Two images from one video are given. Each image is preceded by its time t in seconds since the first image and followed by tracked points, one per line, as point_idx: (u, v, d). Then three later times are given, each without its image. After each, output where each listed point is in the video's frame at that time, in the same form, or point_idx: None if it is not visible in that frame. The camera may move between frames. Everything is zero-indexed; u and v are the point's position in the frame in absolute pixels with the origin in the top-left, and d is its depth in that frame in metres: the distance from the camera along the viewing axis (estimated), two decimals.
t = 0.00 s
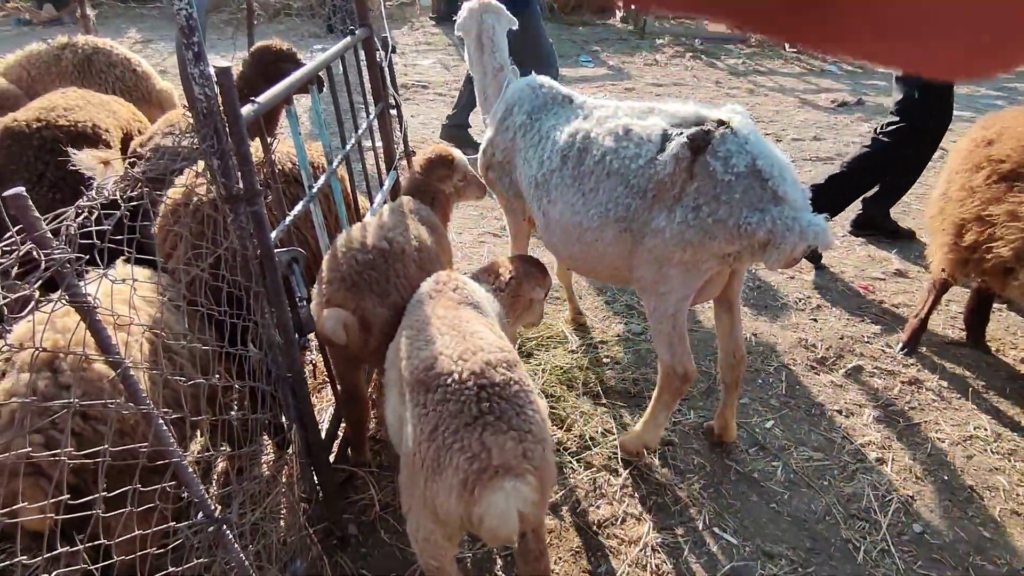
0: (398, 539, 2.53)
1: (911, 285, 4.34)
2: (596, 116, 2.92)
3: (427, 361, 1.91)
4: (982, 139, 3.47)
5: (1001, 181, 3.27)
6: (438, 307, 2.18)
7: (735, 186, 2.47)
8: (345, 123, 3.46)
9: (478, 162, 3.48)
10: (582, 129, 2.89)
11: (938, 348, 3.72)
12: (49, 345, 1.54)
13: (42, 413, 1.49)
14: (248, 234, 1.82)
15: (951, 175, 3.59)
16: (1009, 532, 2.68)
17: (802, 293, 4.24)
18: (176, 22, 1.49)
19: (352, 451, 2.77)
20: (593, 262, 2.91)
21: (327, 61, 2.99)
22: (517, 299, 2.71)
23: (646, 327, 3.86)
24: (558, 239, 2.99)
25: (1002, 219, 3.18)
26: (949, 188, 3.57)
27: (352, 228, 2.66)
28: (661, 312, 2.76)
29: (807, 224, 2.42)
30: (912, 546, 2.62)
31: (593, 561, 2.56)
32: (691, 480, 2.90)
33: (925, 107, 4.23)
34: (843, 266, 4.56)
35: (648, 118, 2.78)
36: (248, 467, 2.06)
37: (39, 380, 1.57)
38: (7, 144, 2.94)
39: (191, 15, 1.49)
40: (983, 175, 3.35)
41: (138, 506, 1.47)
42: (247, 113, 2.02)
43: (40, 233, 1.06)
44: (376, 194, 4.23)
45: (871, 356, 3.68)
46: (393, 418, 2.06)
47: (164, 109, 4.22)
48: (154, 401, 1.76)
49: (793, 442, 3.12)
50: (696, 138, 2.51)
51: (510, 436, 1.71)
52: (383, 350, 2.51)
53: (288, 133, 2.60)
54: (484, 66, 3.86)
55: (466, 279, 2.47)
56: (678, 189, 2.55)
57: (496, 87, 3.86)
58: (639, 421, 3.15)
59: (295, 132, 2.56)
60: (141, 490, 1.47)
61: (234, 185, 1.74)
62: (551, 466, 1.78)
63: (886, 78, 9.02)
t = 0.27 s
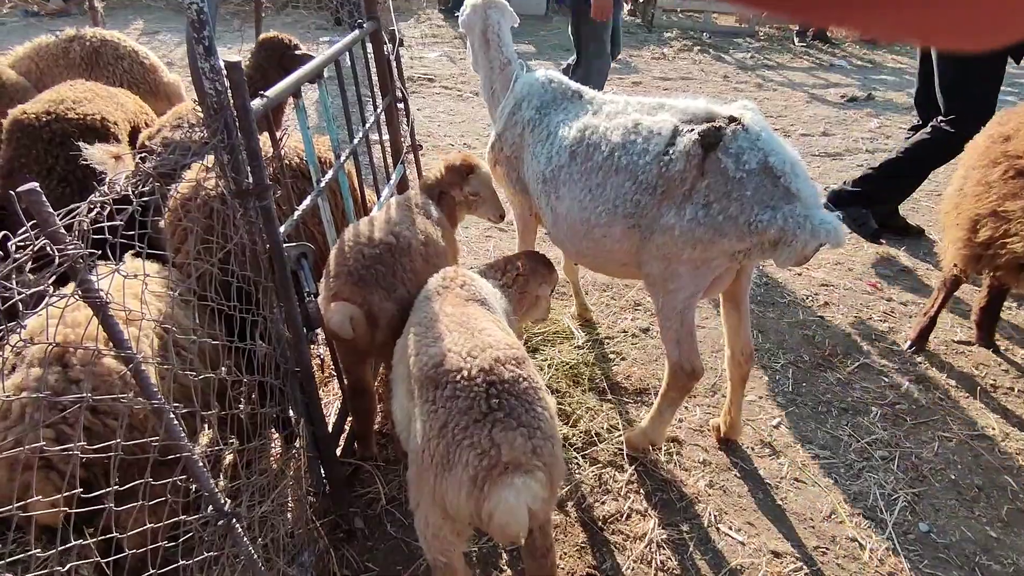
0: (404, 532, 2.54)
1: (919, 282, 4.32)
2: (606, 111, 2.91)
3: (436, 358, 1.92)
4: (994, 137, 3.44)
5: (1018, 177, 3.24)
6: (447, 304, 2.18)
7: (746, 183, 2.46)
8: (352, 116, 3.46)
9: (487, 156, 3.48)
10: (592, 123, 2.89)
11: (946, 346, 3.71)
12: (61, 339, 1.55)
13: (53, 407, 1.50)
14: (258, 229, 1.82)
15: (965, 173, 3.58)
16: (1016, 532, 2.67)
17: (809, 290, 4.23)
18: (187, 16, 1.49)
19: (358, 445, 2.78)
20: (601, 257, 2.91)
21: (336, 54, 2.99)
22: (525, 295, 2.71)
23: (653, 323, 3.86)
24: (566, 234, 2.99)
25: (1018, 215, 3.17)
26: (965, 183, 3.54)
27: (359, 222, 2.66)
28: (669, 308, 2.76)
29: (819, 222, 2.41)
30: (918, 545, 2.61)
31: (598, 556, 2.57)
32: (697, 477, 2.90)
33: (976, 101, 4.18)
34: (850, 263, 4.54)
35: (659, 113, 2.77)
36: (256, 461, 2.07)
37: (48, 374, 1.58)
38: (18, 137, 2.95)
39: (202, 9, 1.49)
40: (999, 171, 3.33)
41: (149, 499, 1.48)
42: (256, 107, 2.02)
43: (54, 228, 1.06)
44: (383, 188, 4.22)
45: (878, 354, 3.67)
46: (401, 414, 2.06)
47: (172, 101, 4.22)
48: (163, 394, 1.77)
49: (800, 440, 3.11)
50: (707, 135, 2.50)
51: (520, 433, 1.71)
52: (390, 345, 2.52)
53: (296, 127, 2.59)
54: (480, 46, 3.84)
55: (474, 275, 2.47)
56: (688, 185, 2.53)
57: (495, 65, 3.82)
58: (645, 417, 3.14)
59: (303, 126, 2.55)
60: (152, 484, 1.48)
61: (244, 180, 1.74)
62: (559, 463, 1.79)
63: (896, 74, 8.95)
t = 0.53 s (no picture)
0: (408, 528, 2.55)
1: (925, 281, 4.30)
2: (614, 107, 2.91)
3: (442, 356, 1.92)
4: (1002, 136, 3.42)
5: None
6: (452, 302, 2.19)
7: (754, 182, 2.44)
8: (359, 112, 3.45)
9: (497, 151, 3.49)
10: (599, 118, 2.88)
11: (952, 346, 3.69)
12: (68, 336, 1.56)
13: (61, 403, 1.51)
14: (264, 226, 1.82)
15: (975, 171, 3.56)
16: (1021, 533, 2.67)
17: (814, 289, 4.22)
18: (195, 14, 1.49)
19: (363, 441, 2.79)
20: (606, 252, 2.91)
21: (342, 50, 2.98)
22: (530, 293, 2.70)
23: (657, 321, 3.85)
24: (573, 229, 2.99)
25: None
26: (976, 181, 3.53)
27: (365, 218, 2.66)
28: (674, 306, 2.75)
29: (827, 222, 2.39)
30: (921, 546, 2.61)
31: (602, 554, 2.57)
32: (700, 476, 2.90)
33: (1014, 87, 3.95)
34: (856, 261, 4.52)
35: (667, 109, 2.76)
36: (262, 456, 2.08)
37: (56, 370, 1.58)
38: (26, 131, 2.96)
39: (210, 7, 1.49)
40: (1009, 169, 3.31)
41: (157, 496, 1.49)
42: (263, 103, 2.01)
43: (64, 227, 1.06)
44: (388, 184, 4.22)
45: (883, 353, 3.66)
46: (405, 411, 2.07)
47: (177, 96, 4.22)
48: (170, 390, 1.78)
49: (804, 439, 3.11)
50: (715, 132, 2.48)
51: (525, 432, 1.71)
52: (395, 342, 2.52)
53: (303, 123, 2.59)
54: (488, 43, 3.86)
55: (479, 272, 2.48)
56: (695, 182, 2.52)
57: (505, 62, 3.81)
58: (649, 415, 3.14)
59: (308, 122, 2.54)
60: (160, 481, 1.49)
61: (251, 177, 1.74)
62: (564, 462, 1.79)
63: (903, 71, 8.89)
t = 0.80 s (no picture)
0: (413, 526, 2.56)
1: (929, 282, 4.29)
2: (625, 103, 2.92)
3: (448, 357, 1.93)
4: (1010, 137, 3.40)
5: None
6: (459, 302, 2.19)
7: (760, 182, 2.44)
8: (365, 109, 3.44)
9: (512, 149, 3.52)
10: (610, 114, 2.89)
11: (956, 348, 3.69)
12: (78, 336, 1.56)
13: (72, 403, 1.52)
14: (272, 226, 1.83)
15: (984, 171, 3.54)
16: None
17: (818, 289, 4.21)
18: (204, 14, 1.49)
19: (368, 438, 2.80)
20: (614, 246, 2.93)
21: (348, 48, 2.97)
22: (536, 293, 2.70)
23: (661, 321, 3.85)
24: (582, 224, 3.01)
25: None
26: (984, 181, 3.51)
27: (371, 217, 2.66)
28: (679, 305, 2.76)
29: (834, 225, 2.37)
30: (925, 548, 2.61)
31: (606, 553, 2.58)
32: (704, 476, 2.91)
33: None
34: (861, 262, 4.51)
35: (677, 106, 2.76)
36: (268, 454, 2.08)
37: (64, 369, 1.59)
38: (34, 127, 2.96)
39: (219, 8, 1.49)
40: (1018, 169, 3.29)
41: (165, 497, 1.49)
42: (273, 104, 2.02)
43: (76, 229, 1.07)
44: (392, 182, 4.22)
45: (888, 353, 3.66)
46: (411, 410, 2.07)
47: (183, 93, 4.23)
48: (179, 388, 1.78)
49: (808, 440, 3.11)
50: (724, 131, 2.48)
51: (531, 434, 1.72)
52: (401, 341, 2.52)
53: (309, 121, 2.58)
54: (494, 48, 3.88)
55: (485, 272, 2.48)
56: (701, 180, 2.52)
57: (512, 66, 3.84)
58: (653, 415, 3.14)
59: (315, 120, 2.54)
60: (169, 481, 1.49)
61: (260, 177, 1.74)
62: (569, 463, 1.79)
63: (908, 69, 8.86)
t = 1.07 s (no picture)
0: (417, 526, 2.56)
1: (933, 283, 4.29)
2: (639, 98, 2.94)
3: (454, 357, 1.93)
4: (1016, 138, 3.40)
5: None
6: (465, 302, 2.20)
7: (766, 180, 2.44)
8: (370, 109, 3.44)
9: (526, 147, 3.55)
10: (624, 108, 2.91)
11: (961, 349, 3.68)
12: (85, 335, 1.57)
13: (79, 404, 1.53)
14: (279, 226, 1.83)
15: (990, 171, 3.52)
16: None
17: (822, 289, 4.21)
18: (212, 15, 1.49)
19: (372, 437, 2.80)
20: (622, 240, 2.94)
21: (354, 47, 2.97)
22: (541, 293, 2.70)
23: (665, 321, 3.85)
24: (591, 218, 3.03)
25: None
26: (989, 182, 3.50)
27: (376, 216, 2.67)
28: (683, 304, 2.76)
29: (839, 226, 2.36)
30: (929, 549, 2.61)
31: (610, 553, 2.58)
32: (707, 476, 2.91)
33: None
34: (865, 262, 4.51)
35: (689, 102, 2.77)
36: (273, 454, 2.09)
37: (70, 368, 1.59)
38: (41, 125, 2.97)
39: (226, 8, 1.49)
40: None
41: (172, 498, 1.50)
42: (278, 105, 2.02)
43: (86, 231, 1.07)
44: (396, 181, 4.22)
45: (892, 354, 3.65)
46: (417, 410, 2.08)
47: (187, 91, 4.23)
48: (186, 388, 1.79)
49: (812, 440, 3.11)
50: (732, 127, 2.49)
51: (536, 435, 1.72)
52: (405, 340, 2.53)
53: (314, 121, 2.58)
54: (500, 52, 3.92)
55: (490, 271, 2.48)
56: (708, 176, 2.53)
57: (521, 66, 3.88)
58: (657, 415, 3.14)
59: (320, 120, 2.54)
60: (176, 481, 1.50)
61: (267, 177, 1.75)
62: (574, 464, 1.79)
63: (913, 69, 8.84)
